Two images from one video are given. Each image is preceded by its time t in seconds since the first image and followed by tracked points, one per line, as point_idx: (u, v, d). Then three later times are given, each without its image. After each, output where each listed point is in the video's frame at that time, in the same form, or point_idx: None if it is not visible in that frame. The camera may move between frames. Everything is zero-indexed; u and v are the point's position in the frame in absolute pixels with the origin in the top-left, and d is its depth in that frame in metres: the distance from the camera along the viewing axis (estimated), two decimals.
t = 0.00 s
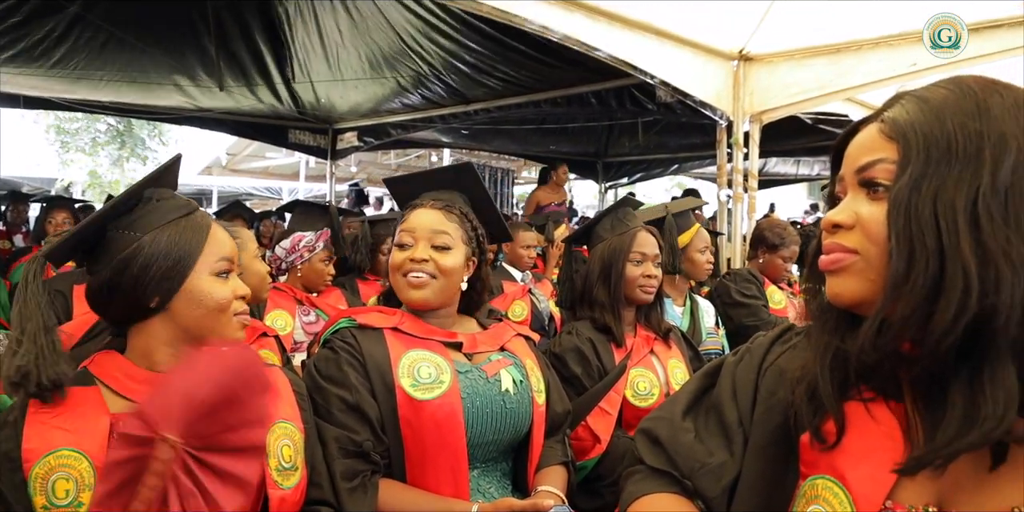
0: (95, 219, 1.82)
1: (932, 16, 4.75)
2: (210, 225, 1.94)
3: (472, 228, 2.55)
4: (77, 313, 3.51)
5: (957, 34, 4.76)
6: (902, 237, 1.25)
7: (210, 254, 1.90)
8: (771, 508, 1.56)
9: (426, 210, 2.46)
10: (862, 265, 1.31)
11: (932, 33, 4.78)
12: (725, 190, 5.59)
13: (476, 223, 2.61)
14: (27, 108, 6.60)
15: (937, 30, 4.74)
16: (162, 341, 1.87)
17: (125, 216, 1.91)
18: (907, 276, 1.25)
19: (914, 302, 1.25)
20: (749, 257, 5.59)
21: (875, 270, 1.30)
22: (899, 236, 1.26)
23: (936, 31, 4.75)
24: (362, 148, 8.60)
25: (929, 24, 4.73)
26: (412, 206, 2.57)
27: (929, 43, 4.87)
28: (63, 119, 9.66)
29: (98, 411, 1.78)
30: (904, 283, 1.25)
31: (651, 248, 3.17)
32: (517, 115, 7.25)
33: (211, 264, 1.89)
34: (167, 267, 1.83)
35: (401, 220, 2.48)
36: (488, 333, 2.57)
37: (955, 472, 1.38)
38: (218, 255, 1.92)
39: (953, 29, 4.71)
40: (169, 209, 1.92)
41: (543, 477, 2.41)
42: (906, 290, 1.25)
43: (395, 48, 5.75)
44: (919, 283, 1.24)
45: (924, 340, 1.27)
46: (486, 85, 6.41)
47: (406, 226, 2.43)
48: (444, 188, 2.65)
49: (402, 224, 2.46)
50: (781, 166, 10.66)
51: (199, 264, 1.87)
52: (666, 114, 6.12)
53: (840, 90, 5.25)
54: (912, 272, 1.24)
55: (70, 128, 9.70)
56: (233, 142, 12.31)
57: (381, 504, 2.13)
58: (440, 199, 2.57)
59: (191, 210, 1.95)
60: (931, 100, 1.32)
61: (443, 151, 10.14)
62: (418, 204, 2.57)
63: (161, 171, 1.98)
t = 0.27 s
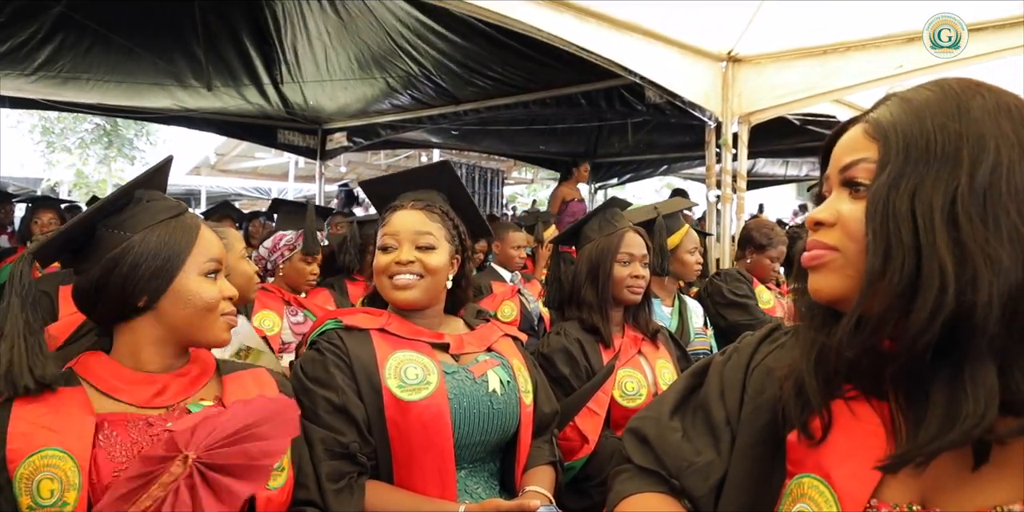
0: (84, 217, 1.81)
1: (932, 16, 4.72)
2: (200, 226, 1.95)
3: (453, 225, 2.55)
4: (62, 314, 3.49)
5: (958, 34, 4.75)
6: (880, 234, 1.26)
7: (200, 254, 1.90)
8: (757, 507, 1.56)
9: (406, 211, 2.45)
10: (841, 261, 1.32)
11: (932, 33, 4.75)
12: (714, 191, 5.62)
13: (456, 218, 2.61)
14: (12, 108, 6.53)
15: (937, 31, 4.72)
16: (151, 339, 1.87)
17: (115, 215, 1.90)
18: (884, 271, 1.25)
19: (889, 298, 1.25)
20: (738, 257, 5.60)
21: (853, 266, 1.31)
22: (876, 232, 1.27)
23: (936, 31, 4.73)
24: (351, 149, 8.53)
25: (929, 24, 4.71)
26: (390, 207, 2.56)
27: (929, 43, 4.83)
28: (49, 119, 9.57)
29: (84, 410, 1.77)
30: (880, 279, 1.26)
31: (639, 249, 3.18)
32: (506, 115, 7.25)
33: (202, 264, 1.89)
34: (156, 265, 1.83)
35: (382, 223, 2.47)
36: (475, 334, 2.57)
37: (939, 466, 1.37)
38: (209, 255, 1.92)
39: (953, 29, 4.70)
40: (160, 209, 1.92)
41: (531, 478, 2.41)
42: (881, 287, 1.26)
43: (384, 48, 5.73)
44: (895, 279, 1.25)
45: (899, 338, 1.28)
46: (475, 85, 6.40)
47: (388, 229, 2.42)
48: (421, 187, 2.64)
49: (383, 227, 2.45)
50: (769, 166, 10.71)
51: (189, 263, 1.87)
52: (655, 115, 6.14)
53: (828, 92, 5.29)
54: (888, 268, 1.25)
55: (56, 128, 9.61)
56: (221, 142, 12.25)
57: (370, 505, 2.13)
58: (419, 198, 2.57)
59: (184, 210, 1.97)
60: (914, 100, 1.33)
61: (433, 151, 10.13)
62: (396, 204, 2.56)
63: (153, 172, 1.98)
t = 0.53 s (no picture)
0: (67, 216, 1.82)
1: (933, 17, 4.91)
2: (183, 227, 1.94)
3: (437, 222, 2.55)
4: (51, 315, 3.46)
5: (958, 34, 4.90)
6: (823, 236, 1.28)
7: (184, 254, 1.88)
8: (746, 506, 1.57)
9: (390, 213, 2.45)
10: (803, 264, 1.36)
11: (933, 33, 4.91)
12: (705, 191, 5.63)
13: (440, 216, 2.61)
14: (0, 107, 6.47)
15: (937, 30, 4.88)
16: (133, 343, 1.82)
17: (100, 215, 1.91)
18: (828, 272, 1.27)
19: (831, 299, 1.27)
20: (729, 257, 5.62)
21: (809, 270, 1.34)
22: (821, 235, 1.29)
23: (936, 31, 4.89)
24: (342, 149, 8.49)
25: (929, 23, 4.88)
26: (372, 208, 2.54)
27: (929, 43, 4.99)
28: (37, 119, 9.49)
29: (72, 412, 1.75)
30: (824, 278, 1.28)
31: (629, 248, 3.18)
32: (498, 116, 7.25)
33: (185, 264, 1.87)
34: (137, 265, 1.79)
35: (366, 227, 2.46)
36: (466, 334, 2.57)
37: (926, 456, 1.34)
38: (193, 254, 1.90)
39: (953, 29, 4.85)
40: (143, 209, 1.92)
41: (521, 477, 2.42)
42: (824, 290, 1.28)
43: (376, 48, 5.72)
44: (835, 279, 1.26)
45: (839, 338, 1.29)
46: (467, 85, 6.40)
47: (373, 233, 2.41)
48: (404, 185, 2.63)
49: (369, 231, 2.44)
50: (760, 167, 10.76)
51: (172, 262, 1.85)
52: (646, 115, 6.16)
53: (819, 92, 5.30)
54: (832, 268, 1.26)
55: (44, 128, 9.53)
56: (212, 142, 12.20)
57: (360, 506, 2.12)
58: (401, 198, 2.56)
59: (168, 210, 1.97)
60: (872, 104, 1.32)
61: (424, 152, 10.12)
62: (379, 205, 2.55)
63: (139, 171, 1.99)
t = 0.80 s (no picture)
0: (55, 214, 1.81)
1: (933, 17, 4.99)
2: (174, 226, 1.92)
3: (427, 221, 2.54)
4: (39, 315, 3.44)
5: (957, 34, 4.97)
6: (795, 239, 1.29)
7: (176, 252, 1.86)
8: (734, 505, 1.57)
9: (381, 212, 2.44)
10: (781, 268, 1.37)
11: (933, 33, 4.98)
12: (696, 190, 5.65)
13: (430, 215, 2.61)
14: None
15: (938, 30, 4.95)
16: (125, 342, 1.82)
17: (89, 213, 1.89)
18: (798, 274, 1.28)
19: (801, 300, 1.27)
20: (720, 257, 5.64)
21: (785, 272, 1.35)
22: (793, 238, 1.30)
23: (936, 31, 4.96)
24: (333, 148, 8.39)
25: (929, 23, 4.96)
26: (362, 208, 2.54)
27: (929, 43, 5.05)
28: (27, 118, 9.42)
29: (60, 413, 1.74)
30: (796, 279, 1.29)
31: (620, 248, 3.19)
32: (490, 115, 7.25)
33: (176, 263, 1.86)
34: (126, 262, 1.78)
35: (357, 226, 2.46)
36: (457, 334, 2.57)
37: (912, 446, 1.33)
38: (185, 254, 1.88)
39: (953, 29, 4.92)
40: (133, 207, 1.91)
41: (512, 477, 2.42)
42: (793, 292, 1.30)
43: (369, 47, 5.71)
44: (802, 280, 1.27)
45: (800, 339, 1.30)
46: (459, 84, 6.40)
47: (363, 233, 2.40)
48: (396, 185, 2.63)
49: (359, 230, 2.43)
50: (752, 167, 10.82)
51: (162, 261, 1.83)
52: (638, 114, 6.18)
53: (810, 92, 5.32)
54: (802, 270, 1.28)
55: (33, 127, 9.46)
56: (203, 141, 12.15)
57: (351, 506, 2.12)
58: (392, 197, 2.55)
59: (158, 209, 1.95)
60: (846, 108, 1.33)
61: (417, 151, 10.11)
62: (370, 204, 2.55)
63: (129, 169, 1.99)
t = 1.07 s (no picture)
0: (39, 209, 1.87)
1: (933, 17, 5.03)
2: (159, 224, 1.88)
3: (418, 221, 2.54)
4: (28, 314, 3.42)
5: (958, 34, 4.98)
6: (783, 239, 1.29)
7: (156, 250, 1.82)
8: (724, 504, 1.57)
9: (372, 212, 2.44)
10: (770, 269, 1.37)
11: (933, 32, 5.01)
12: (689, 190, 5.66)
13: (421, 214, 2.60)
14: None
15: (938, 30, 4.99)
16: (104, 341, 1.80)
17: (78, 209, 1.93)
18: (787, 275, 1.28)
19: (790, 301, 1.27)
20: (713, 257, 5.65)
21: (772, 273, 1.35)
22: (781, 238, 1.30)
23: (936, 30, 4.99)
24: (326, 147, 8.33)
25: (929, 23, 4.99)
26: (353, 207, 2.53)
27: (930, 43, 5.07)
28: (16, 116, 9.35)
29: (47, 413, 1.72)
30: (784, 279, 1.29)
31: (605, 247, 3.17)
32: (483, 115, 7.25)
33: (155, 261, 1.81)
34: (102, 262, 1.76)
35: (348, 226, 2.45)
36: (449, 333, 2.56)
37: (904, 449, 1.33)
38: (163, 253, 1.84)
39: (953, 29, 4.94)
40: (121, 205, 1.90)
41: (503, 477, 2.41)
42: (782, 293, 1.30)
43: (362, 45, 5.70)
44: (790, 280, 1.28)
45: (790, 340, 1.30)
46: (452, 84, 6.40)
47: (354, 233, 2.40)
48: (386, 183, 2.63)
49: (350, 231, 2.43)
50: (744, 167, 10.85)
51: (140, 261, 1.79)
52: (631, 114, 6.18)
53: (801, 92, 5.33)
54: (790, 270, 1.28)
55: (23, 126, 9.39)
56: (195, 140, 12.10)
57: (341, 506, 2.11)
58: (383, 196, 2.55)
59: (147, 207, 1.92)
60: (829, 108, 1.33)
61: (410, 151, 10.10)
62: (360, 204, 2.54)
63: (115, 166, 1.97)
